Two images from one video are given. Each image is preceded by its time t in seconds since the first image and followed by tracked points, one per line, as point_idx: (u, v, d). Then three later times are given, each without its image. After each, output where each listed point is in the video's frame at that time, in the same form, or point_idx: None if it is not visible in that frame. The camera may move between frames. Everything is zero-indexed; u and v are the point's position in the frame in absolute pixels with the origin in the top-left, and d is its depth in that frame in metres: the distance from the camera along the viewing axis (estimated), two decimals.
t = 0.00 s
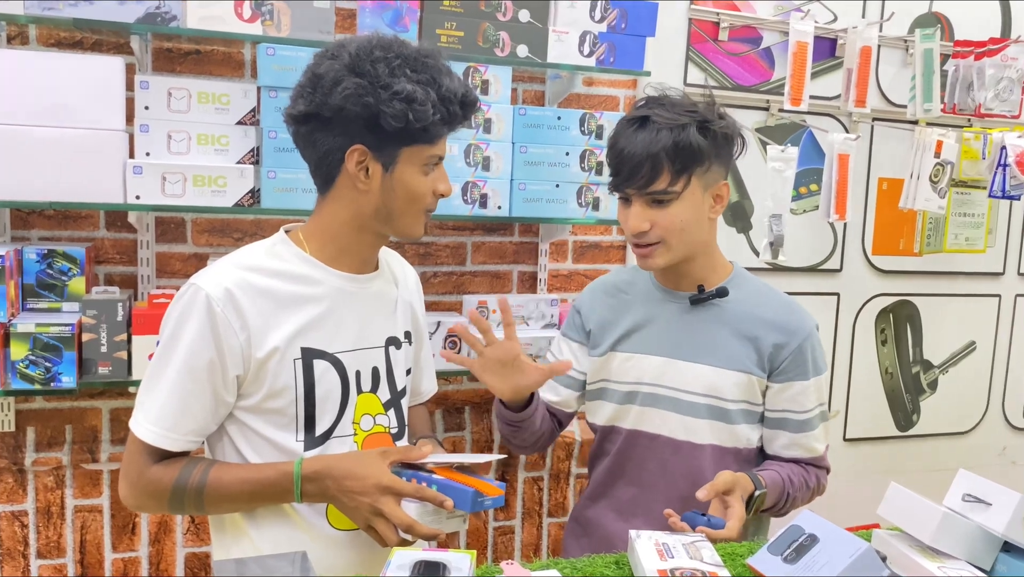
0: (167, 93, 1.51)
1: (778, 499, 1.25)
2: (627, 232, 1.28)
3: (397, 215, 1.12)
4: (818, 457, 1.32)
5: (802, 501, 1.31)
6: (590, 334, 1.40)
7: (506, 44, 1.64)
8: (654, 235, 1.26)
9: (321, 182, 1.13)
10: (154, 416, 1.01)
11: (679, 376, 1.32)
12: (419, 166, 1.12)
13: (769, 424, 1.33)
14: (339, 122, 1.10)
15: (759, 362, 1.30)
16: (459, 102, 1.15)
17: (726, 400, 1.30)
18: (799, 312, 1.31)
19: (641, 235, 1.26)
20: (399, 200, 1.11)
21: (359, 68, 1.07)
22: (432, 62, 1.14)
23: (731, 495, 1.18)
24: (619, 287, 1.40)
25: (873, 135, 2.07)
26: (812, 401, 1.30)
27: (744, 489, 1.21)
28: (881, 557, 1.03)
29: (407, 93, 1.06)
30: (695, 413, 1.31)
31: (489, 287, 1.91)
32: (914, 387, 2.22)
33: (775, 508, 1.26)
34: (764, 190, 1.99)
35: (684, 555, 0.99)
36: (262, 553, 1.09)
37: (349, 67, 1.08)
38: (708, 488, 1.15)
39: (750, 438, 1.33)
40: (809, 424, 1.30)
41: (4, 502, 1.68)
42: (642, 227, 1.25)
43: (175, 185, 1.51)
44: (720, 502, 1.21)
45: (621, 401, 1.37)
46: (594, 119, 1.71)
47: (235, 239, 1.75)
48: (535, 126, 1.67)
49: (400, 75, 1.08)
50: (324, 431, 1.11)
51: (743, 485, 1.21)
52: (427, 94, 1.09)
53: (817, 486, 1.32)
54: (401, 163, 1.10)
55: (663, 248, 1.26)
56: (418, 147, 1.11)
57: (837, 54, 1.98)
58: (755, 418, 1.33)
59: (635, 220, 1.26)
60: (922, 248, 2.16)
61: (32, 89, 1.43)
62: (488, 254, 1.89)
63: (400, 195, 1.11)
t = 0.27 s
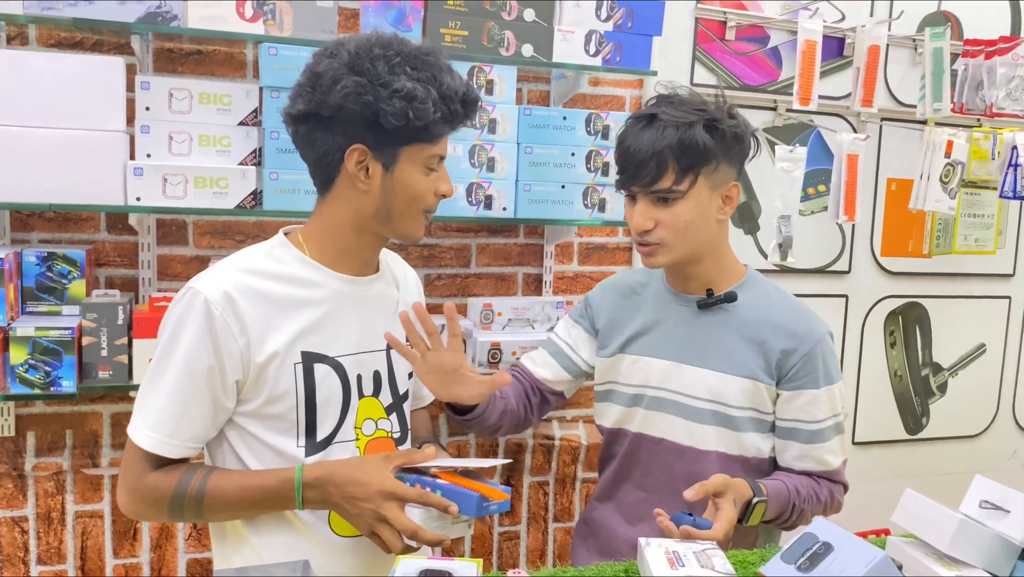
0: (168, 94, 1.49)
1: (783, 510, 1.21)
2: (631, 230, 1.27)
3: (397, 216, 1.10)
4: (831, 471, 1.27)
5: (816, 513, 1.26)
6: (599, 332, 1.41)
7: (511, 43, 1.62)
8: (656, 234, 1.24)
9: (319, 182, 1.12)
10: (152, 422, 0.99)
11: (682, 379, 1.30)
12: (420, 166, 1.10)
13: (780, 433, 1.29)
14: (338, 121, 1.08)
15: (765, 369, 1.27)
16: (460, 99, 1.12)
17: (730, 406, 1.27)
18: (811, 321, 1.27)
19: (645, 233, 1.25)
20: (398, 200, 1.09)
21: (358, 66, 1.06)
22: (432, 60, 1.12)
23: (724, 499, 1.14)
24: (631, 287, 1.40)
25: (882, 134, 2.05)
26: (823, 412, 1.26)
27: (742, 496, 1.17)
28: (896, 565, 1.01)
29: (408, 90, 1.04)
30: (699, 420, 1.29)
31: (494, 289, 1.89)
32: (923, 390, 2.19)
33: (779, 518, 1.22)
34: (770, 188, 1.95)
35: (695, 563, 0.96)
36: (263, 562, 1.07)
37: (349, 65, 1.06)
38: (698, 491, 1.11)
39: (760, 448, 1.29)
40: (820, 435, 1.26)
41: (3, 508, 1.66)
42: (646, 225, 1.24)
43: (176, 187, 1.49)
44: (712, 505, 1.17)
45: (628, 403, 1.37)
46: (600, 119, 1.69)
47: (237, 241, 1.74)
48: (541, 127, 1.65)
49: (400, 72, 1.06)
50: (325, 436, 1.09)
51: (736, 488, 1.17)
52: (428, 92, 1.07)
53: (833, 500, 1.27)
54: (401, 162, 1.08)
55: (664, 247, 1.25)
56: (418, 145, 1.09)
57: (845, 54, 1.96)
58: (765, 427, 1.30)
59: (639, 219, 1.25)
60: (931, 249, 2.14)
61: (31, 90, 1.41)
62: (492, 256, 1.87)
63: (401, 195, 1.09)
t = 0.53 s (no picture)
0: (168, 94, 1.47)
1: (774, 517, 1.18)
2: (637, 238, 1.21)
3: (398, 217, 1.08)
4: (823, 472, 1.24)
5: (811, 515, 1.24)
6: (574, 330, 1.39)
7: (515, 42, 1.60)
8: (660, 250, 1.20)
9: (319, 181, 1.09)
10: (151, 428, 0.97)
11: (659, 380, 1.29)
12: (421, 165, 1.08)
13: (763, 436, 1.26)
14: (339, 120, 1.05)
15: (739, 371, 1.25)
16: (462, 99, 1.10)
17: (702, 407, 1.26)
18: (789, 322, 1.25)
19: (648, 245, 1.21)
20: (400, 201, 1.07)
21: (359, 64, 1.04)
22: (434, 57, 1.09)
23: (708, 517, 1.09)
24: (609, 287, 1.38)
25: (891, 134, 2.03)
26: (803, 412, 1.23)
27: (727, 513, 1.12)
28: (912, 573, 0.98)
29: (412, 92, 1.02)
30: (673, 420, 1.27)
31: (498, 290, 1.87)
32: (933, 392, 2.17)
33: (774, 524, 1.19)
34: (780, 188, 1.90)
35: (706, 570, 0.93)
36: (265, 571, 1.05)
37: (349, 63, 1.04)
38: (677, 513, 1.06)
39: (740, 450, 1.27)
40: (804, 437, 1.23)
41: (3, 513, 1.64)
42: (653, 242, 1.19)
43: (177, 188, 1.47)
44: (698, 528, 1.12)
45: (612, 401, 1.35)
46: (606, 118, 1.67)
47: (239, 243, 1.71)
48: (546, 126, 1.63)
49: (401, 71, 1.04)
50: (326, 441, 1.07)
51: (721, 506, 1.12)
52: (430, 91, 1.04)
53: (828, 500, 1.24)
54: (403, 162, 1.06)
55: (659, 262, 1.22)
56: (420, 144, 1.07)
57: (854, 52, 1.94)
58: (745, 428, 1.27)
59: (648, 232, 1.19)
60: (940, 250, 2.11)
61: (29, 90, 1.39)
62: (496, 257, 1.85)
63: (402, 195, 1.07)
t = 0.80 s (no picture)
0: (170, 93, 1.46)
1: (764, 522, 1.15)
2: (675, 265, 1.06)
3: (397, 215, 1.06)
4: (811, 478, 1.21)
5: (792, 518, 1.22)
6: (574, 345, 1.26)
7: (520, 39, 1.58)
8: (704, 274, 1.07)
9: (319, 179, 1.08)
10: (152, 429, 0.96)
11: (674, 398, 1.20)
12: (419, 163, 1.06)
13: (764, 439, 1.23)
14: (336, 117, 1.04)
15: (752, 381, 1.20)
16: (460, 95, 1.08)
17: (720, 422, 1.19)
18: (797, 326, 1.21)
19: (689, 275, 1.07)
20: (398, 199, 1.05)
21: (355, 60, 1.02)
22: (432, 54, 1.08)
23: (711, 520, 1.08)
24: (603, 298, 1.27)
25: (899, 131, 2.02)
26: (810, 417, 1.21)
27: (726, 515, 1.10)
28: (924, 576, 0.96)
29: (407, 87, 1.01)
30: (690, 437, 1.20)
31: (503, 290, 1.86)
32: (941, 391, 2.15)
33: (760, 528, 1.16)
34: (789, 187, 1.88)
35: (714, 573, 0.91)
36: None
37: (345, 59, 1.03)
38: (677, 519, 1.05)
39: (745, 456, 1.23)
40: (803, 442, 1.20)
41: (5, 515, 1.63)
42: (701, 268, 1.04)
43: (179, 187, 1.46)
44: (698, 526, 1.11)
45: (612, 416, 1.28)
46: (611, 116, 1.65)
47: (242, 242, 1.70)
48: (551, 124, 1.61)
49: (397, 67, 1.02)
50: (328, 442, 1.05)
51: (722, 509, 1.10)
52: (426, 87, 1.03)
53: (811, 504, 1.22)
54: (400, 160, 1.05)
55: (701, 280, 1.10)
56: (419, 142, 1.05)
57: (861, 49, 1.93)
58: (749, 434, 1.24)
59: (694, 260, 1.04)
60: (949, 248, 2.10)
61: (30, 90, 1.38)
62: (500, 257, 1.83)
63: (400, 194, 1.05)
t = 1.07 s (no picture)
0: (174, 92, 1.46)
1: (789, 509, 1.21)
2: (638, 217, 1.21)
3: (388, 215, 1.05)
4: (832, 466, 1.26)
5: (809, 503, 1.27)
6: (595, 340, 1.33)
7: (525, 37, 1.58)
8: (660, 222, 1.18)
9: (318, 177, 1.09)
10: (155, 429, 0.96)
11: (694, 395, 1.25)
12: (412, 164, 1.05)
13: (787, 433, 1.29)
14: (330, 115, 1.04)
15: (779, 378, 1.23)
16: (453, 98, 1.05)
17: (743, 419, 1.24)
18: (823, 326, 1.23)
19: (648, 220, 1.19)
20: (388, 198, 1.05)
21: (348, 58, 1.03)
22: (428, 54, 1.07)
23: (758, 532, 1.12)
24: (624, 292, 1.33)
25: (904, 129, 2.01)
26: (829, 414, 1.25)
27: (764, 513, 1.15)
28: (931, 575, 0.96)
29: (393, 86, 1.00)
30: (714, 433, 1.25)
31: (508, 289, 1.86)
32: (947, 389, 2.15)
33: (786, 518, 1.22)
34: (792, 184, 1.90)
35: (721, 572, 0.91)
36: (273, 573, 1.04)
37: (340, 58, 1.04)
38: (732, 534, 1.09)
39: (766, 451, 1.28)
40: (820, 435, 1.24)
41: (11, 514, 1.63)
42: (650, 211, 1.18)
43: (184, 186, 1.46)
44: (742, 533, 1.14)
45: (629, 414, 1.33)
46: (616, 114, 1.64)
47: (247, 241, 1.70)
48: (555, 123, 1.61)
49: (387, 66, 1.02)
50: (332, 441, 1.05)
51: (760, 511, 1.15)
52: (414, 87, 1.02)
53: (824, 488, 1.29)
54: (391, 161, 1.04)
55: (669, 238, 1.19)
56: (410, 143, 1.04)
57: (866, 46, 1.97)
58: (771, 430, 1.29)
59: (643, 204, 1.19)
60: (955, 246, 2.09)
61: (35, 89, 1.38)
62: (505, 255, 1.83)
63: (391, 194, 1.05)
